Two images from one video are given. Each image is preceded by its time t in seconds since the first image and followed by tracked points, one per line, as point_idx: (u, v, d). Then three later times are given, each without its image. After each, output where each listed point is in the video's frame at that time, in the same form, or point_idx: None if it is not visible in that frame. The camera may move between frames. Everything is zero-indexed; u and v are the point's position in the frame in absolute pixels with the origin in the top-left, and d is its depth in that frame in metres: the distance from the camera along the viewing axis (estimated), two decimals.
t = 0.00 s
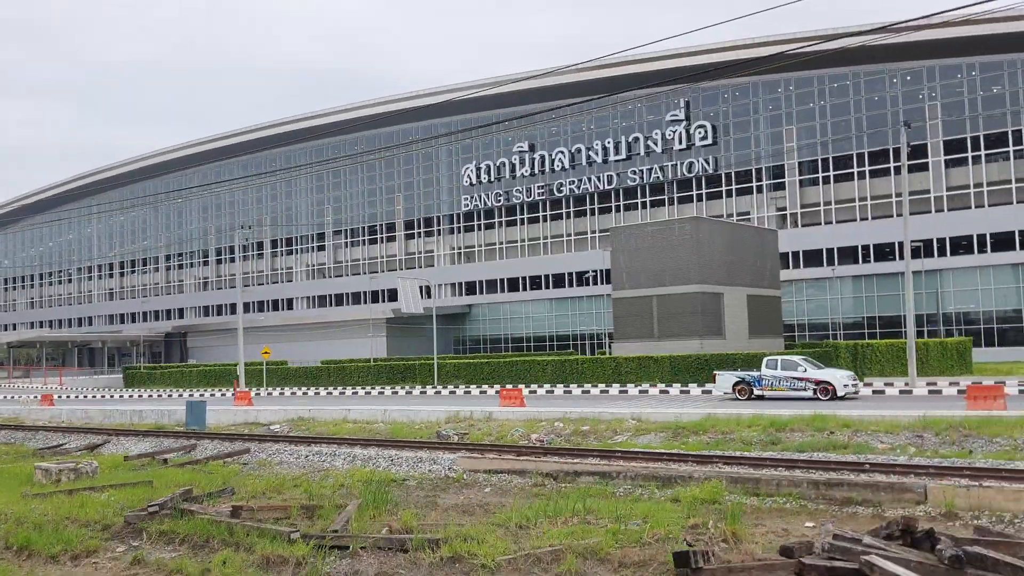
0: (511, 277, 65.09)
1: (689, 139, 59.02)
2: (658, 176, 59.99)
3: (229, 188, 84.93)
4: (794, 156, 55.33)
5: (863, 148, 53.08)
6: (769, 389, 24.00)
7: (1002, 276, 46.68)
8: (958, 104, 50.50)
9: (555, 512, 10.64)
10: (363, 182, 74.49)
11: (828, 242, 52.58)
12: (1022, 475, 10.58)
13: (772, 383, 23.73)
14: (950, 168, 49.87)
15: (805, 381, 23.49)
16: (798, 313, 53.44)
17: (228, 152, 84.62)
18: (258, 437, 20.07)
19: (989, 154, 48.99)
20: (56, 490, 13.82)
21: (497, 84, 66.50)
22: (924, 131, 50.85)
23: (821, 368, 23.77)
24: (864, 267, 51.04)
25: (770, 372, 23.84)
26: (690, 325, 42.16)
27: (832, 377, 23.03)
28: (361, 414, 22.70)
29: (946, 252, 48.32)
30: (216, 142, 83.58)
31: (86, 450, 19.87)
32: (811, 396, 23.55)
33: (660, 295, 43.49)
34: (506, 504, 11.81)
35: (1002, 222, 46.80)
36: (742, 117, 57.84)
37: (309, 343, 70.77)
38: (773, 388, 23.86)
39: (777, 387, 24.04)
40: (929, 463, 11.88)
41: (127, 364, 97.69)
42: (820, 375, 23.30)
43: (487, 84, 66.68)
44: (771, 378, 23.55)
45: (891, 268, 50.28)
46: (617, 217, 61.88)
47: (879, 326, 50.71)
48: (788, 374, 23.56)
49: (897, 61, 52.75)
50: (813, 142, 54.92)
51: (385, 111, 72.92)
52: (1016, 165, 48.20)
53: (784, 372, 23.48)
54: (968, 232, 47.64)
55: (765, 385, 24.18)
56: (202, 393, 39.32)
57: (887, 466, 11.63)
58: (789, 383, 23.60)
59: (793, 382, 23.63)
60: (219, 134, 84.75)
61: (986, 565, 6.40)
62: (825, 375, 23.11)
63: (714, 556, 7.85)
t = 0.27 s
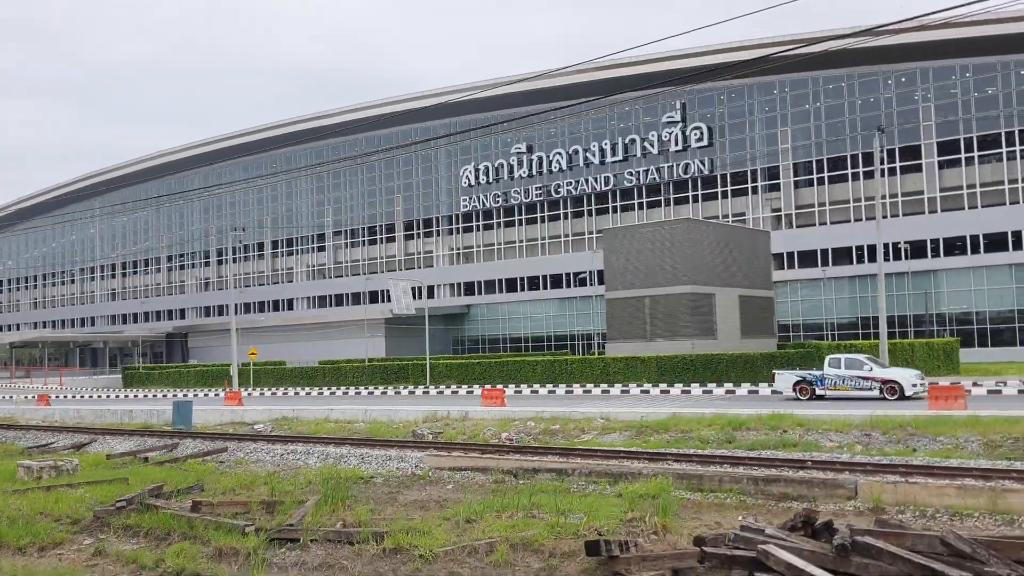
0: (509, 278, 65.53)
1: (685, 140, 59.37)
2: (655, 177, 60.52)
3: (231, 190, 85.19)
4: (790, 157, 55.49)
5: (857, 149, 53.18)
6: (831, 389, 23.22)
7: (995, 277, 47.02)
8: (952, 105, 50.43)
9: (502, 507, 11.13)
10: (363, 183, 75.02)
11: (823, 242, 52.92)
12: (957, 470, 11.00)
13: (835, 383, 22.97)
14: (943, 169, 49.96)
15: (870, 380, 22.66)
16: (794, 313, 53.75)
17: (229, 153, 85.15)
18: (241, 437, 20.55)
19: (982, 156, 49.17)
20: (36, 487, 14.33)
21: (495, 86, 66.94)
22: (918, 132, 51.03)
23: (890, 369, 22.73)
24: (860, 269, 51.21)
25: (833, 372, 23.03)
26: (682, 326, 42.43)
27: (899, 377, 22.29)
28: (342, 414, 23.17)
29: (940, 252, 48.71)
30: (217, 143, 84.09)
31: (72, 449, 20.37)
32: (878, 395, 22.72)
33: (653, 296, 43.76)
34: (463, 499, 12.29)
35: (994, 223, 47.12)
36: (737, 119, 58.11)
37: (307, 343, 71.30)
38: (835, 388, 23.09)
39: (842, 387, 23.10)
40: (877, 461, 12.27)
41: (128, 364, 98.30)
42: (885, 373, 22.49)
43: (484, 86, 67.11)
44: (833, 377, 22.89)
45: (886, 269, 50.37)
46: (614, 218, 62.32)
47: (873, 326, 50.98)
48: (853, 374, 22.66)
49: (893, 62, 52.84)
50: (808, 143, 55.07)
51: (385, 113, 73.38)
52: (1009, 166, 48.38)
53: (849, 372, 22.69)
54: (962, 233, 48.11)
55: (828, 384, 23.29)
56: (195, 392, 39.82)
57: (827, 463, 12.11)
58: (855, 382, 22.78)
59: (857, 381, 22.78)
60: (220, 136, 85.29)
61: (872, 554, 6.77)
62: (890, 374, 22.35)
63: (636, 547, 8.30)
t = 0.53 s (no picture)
0: (506, 280, 65.92)
1: (681, 144, 59.58)
2: (651, 180, 60.59)
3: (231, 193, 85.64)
4: (784, 161, 55.45)
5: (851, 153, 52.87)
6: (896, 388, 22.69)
7: (988, 280, 47.39)
8: (945, 109, 50.28)
9: (454, 504, 11.58)
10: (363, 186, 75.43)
11: (817, 244, 53.30)
12: (894, 468, 11.45)
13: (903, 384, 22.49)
14: (937, 172, 49.89)
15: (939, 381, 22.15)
16: (788, 316, 54.17)
17: (231, 156, 85.67)
18: (224, 438, 20.98)
19: (975, 159, 49.08)
20: (16, 486, 14.81)
21: (491, 90, 67.29)
22: (912, 136, 50.94)
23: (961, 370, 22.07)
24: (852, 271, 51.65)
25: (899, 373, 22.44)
26: (674, 327, 42.58)
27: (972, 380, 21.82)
28: (326, 415, 23.65)
29: (934, 255, 49.09)
30: (218, 146, 84.56)
31: (59, 449, 20.84)
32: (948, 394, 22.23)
33: (645, 298, 43.93)
34: (421, 497, 12.73)
35: (986, 226, 47.54)
36: (732, 122, 58.16)
37: (305, 345, 71.87)
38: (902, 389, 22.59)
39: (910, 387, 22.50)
40: (824, 460, 12.68)
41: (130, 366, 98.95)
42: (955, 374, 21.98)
43: (481, 90, 67.45)
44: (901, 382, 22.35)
45: (879, 273, 50.56)
46: (612, 220, 62.18)
47: (866, 329, 51.36)
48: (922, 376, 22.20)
49: (886, 67, 52.31)
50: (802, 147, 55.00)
51: (384, 117, 73.77)
52: (1004, 169, 48.09)
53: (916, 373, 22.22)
54: (954, 237, 48.49)
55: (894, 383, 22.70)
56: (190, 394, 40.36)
57: (772, 462, 12.61)
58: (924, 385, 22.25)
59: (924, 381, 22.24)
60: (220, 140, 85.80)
61: (772, 544, 7.19)
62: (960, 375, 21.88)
63: (567, 540, 8.75)
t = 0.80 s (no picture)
0: (504, 283, 66.26)
1: (676, 148, 59.75)
2: (647, 185, 60.92)
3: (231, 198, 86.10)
4: (778, 165, 55.72)
5: (844, 157, 53.01)
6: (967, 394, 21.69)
7: (981, 284, 47.11)
8: (936, 114, 50.33)
9: (409, 504, 12.03)
10: (363, 190, 75.97)
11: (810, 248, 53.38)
12: (834, 468, 11.92)
13: (971, 387, 21.48)
14: (928, 177, 50.13)
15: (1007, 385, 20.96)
16: (782, 319, 54.52)
17: (232, 161, 86.06)
18: (207, 440, 21.45)
19: (967, 163, 48.99)
20: None
21: (487, 95, 67.78)
22: (904, 141, 51.00)
23: None
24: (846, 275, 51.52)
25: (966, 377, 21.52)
26: (665, 332, 42.78)
27: None
28: (308, 418, 24.13)
29: (927, 259, 48.92)
30: (218, 151, 85.04)
31: (47, 451, 21.34)
32: None
33: (637, 303, 44.13)
34: (383, 497, 13.19)
35: (978, 231, 47.34)
36: (726, 128, 58.28)
37: (303, 349, 72.31)
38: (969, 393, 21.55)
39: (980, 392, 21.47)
40: (770, 460, 13.18)
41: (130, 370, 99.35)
42: None
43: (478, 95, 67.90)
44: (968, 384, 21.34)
45: (871, 277, 50.66)
46: (608, 225, 62.45)
47: (859, 333, 51.12)
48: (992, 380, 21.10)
49: (882, 72, 52.48)
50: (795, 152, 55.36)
51: (383, 124, 74.31)
52: (993, 174, 48.20)
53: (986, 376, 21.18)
54: (945, 241, 48.35)
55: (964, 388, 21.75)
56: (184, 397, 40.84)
57: (721, 463, 13.10)
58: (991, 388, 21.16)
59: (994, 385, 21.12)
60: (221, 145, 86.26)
61: (684, 538, 7.66)
62: None
63: (502, 536, 9.17)
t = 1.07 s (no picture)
0: (502, 288, 65.70)
1: (670, 154, 59.27)
2: (641, 190, 60.64)
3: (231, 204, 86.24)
4: (770, 170, 54.62)
5: (836, 163, 52.09)
6: None
7: (972, 289, 46.10)
8: (927, 120, 49.28)
9: (368, 505, 12.50)
10: (360, 196, 76.13)
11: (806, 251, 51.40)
12: (779, 470, 12.43)
13: None
14: (919, 182, 49.06)
15: None
16: (777, 323, 53.20)
17: (230, 167, 86.24)
18: (190, 445, 21.86)
19: (958, 168, 48.01)
20: None
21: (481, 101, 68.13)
22: (895, 146, 50.02)
23: None
24: (838, 280, 50.02)
25: None
26: (656, 336, 42.88)
27: None
28: (291, 423, 24.58)
29: (918, 264, 47.80)
30: (217, 157, 85.39)
31: (34, 456, 21.81)
32: None
33: (628, 308, 44.34)
34: (352, 496, 13.79)
35: (970, 235, 46.40)
36: (720, 134, 57.62)
37: (299, 354, 72.55)
38: None
39: None
40: (719, 460, 13.80)
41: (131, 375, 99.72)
42: None
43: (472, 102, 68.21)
44: None
45: (863, 281, 49.27)
46: (602, 231, 62.38)
47: (853, 338, 49.72)
48: None
49: (872, 78, 51.57)
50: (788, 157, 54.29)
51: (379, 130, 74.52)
52: (985, 179, 47.11)
53: None
54: (937, 246, 47.25)
55: None
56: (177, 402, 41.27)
57: (674, 465, 13.58)
58: None
59: None
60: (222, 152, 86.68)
61: (606, 535, 8.17)
62: None
63: (443, 534, 9.60)
